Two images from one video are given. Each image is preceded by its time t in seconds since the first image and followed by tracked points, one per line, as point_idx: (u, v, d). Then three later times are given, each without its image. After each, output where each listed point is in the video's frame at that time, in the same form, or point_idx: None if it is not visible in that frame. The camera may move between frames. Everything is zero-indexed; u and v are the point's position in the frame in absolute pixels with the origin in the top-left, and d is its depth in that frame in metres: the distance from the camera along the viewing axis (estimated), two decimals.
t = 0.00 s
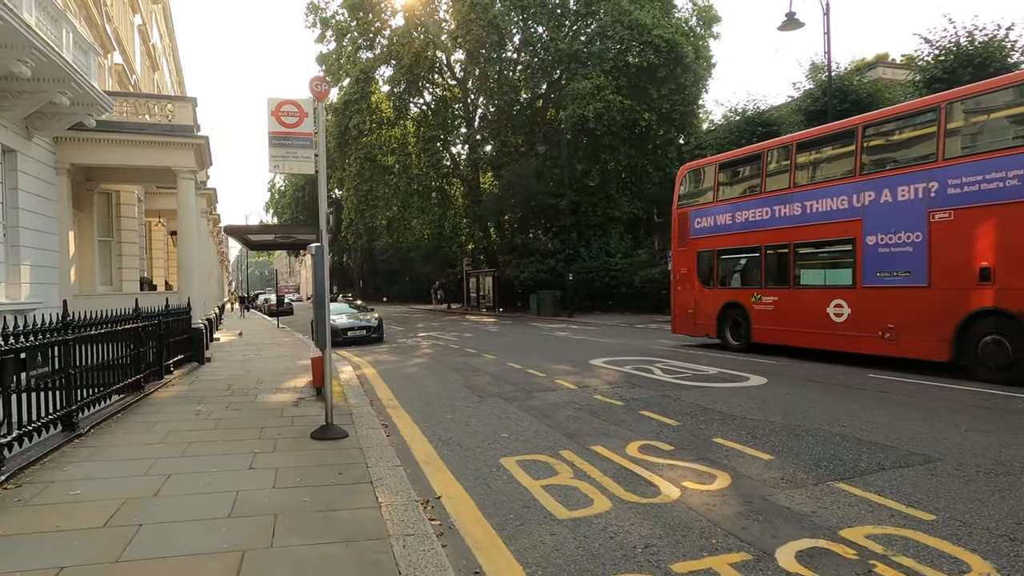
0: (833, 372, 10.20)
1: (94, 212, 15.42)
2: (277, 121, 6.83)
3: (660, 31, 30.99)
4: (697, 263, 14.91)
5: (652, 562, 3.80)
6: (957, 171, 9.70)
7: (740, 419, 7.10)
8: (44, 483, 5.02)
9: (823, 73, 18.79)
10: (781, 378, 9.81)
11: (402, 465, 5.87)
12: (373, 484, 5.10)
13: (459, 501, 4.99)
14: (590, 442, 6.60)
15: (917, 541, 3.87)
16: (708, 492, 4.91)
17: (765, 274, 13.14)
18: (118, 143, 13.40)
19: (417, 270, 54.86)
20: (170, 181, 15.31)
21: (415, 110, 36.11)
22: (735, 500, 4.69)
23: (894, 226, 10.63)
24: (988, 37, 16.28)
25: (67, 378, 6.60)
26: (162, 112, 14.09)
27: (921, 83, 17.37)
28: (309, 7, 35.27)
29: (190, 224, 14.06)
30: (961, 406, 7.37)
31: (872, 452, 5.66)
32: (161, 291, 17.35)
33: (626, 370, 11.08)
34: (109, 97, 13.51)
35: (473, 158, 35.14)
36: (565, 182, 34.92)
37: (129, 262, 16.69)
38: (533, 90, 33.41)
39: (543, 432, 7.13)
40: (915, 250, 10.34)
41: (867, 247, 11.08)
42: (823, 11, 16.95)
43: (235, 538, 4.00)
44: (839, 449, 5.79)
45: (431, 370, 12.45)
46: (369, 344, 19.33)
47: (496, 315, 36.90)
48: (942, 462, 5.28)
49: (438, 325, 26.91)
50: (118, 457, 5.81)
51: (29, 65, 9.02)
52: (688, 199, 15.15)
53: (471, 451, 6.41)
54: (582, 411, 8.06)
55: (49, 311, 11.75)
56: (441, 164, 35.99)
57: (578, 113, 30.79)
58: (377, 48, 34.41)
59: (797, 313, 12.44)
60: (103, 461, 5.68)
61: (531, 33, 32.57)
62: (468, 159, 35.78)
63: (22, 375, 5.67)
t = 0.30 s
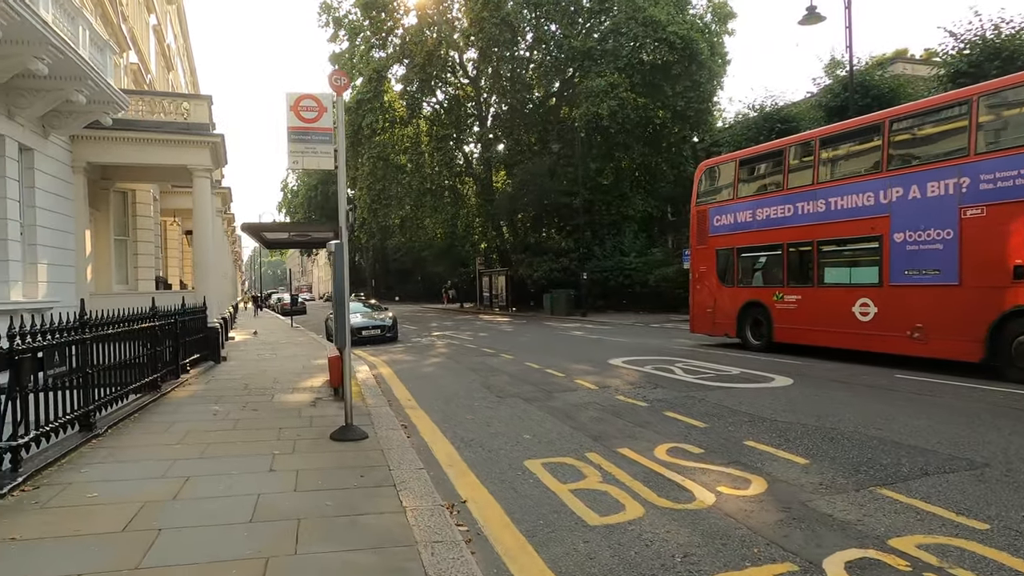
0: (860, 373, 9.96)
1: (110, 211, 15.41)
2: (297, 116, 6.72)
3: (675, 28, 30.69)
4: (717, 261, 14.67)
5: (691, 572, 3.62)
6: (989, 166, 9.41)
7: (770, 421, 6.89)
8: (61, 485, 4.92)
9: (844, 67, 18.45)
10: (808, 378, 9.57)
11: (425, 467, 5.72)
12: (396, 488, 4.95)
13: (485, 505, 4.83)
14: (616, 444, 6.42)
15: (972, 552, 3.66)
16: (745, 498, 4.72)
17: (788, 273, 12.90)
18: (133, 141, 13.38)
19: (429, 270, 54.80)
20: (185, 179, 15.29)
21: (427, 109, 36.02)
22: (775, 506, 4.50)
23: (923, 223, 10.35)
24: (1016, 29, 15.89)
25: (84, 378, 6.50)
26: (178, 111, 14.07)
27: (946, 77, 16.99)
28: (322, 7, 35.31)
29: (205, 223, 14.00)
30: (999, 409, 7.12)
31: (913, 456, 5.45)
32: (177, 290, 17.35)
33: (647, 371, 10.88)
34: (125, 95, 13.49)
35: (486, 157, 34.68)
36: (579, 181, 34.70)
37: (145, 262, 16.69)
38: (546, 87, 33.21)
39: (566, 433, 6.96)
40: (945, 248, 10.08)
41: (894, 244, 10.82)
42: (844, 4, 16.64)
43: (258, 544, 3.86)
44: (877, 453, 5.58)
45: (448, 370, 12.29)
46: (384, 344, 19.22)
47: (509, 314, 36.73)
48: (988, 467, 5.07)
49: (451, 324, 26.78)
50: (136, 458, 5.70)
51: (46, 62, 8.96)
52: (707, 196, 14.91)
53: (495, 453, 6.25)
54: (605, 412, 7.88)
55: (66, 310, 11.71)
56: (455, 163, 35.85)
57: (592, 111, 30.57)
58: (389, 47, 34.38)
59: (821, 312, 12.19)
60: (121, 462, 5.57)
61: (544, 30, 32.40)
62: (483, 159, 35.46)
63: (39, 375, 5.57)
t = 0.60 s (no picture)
0: (888, 375, 9.70)
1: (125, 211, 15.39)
2: (314, 113, 6.57)
3: (689, 25, 30.38)
4: (736, 260, 14.43)
5: None
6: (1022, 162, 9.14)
7: (800, 426, 6.68)
8: (77, 491, 4.80)
9: (865, 63, 18.11)
10: (834, 381, 9.33)
11: (447, 472, 5.56)
12: (419, 495, 4.79)
13: (510, 513, 4.67)
14: (642, 449, 6.24)
15: None
16: (783, 507, 4.53)
17: (809, 272, 12.65)
18: (148, 140, 13.32)
19: (441, 270, 54.70)
20: (199, 179, 15.23)
21: (439, 108, 35.92)
22: (816, 517, 4.30)
23: (952, 221, 10.08)
24: None
25: (99, 379, 6.39)
26: (192, 109, 14.02)
27: (971, 71, 16.63)
28: (333, 7, 35.30)
29: (220, 222, 13.93)
30: None
31: (956, 464, 5.22)
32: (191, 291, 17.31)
33: (667, 372, 10.68)
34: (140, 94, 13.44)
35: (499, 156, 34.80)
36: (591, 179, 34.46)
37: (159, 262, 16.66)
38: (558, 85, 32.98)
39: (590, 438, 6.78)
40: (976, 246, 9.80)
41: (922, 243, 10.55)
42: None
43: (280, 555, 3.71)
44: (916, 460, 5.36)
45: (464, 371, 12.13)
46: (398, 344, 19.11)
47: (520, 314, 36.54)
48: None
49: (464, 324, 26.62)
50: (153, 463, 5.58)
51: (60, 60, 8.87)
52: (725, 195, 14.68)
53: (518, 458, 6.08)
54: (628, 415, 7.69)
55: (81, 311, 11.66)
56: (468, 162, 35.71)
57: (605, 109, 30.33)
58: (401, 46, 34.29)
59: (844, 312, 11.93)
60: (137, 467, 5.45)
61: (556, 28, 32.21)
62: (494, 158, 35.30)
63: (55, 377, 5.47)
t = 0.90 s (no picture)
0: (916, 376, 9.44)
1: (139, 210, 15.37)
2: (331, 108, 6.43)
3: (703, 22, 30.10)
4: (755, 259, 14.18)
5: None
6: None
7: (831, 429, 6.47)
8: (91, 495, 4.68)
9: (886, 57, 17.79)
10: (861, 382, 9.08)
11: (467, 477, 5.40)
12: (441, 501, 4.64)
13: (536, 520, 4.50)
14: (668, 452, 6.05)
15: None
16: (821, 516, 4.33)
17: (831, 271, 12.39)
18: (161, 139, 13.26)
19: (452, 269, 54.62)
20: (212, 178, 15.17)
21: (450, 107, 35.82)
22: (858, 527, 4.10)
23: (981, 218, 9.82)
24: None
25: (113, 380, 6.29)
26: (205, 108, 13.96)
27: (996, 66, 16.28)
28: (345, 7, 35.30)
29: (233, 221, 13.87)
30: None
31: (1000, 470, 5.00)
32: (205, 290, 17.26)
33: (687, 373, 10.47)
34: (153, 93, 13.40)
35: (510, 155, 34.57)
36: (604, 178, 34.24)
37: (173, 261, 16.62)
38: (570, 84, 32.77)
39: (613, 441, 6.60)
40: (1006, 244, 9.54)
41: (949, 240, 10.29)
42: None
43: (298, 564, 3.56)
44: (957, 466, 5.14)
45: (479, 372, 11.97)
46: (411, 344, 18.98)
47: (533, 314, 36.35)
48: None
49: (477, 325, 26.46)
50: (168, 466, 5.46)
51: (74, 57, 8.76)
52: (743, 193, 14.44)
53: (540, 462, 5.91)
54: (651, 417, 7.50)
55: (95, 310, 11.60)
56: (479, 161, 35.58)
57: (618, 107, 30.11)
58: (412, 46, 34.20)
59: (867, 311, 11.68)
60: (152, 470, 5.33)
61: (569, 26, 32.02)
62: (506, 157, 35.15)
63: (69, 377, 5.36)
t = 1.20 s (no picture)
0: (945, 380, 9.12)
1: (150, 210, 15.28)
2: (343, 102, 6.25)
3: (717, 19, 29.80)
4: (773, 259, 13.88)
5: None
6: None
7: (863, 436, 6.20)
8: (95, 504, 4.50)
9: (907, 53, 17.45)
10: (888, 386, 8.78)
11: (485, 486, 5.18)
12: (459, 512, 4.42)
13: (558, 533, 4.27)
14: (693, 460, 5.81)
15: None
16: (863, 530, 4.08)
17: (854, 271, 12.09)
18: (172, 138, 13.15)
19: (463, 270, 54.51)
20: (223, 177, 15.06)
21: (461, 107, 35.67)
22: (904, 543, 3.85)
23: (1012, 217, 9.50)
24: None
25: (121, 383, 6.12)
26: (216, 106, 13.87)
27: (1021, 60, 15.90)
28: (356, 7, 35.25)
29: (244, 221, 13.74)
30: None
31: None
32: (216, 291, 17.16)
33: (707, 376, 10.20)
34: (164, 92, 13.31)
35: (521, 155, 34.33)
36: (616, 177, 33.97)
37: (184, 262, 16.51)
38: (582, 82, 32.56)
39: (634, 446, 6.37)
40: None
41: (978, 240, 9.97)
42: None
43: None
44: (1002, 477, 4.87)
45: (493, 374, 11.75)
46: (422, 345, 18.80)
47: (544, 315, 36.07)
48: None
49: (488, 325, 26.23)
50: (176, 473, 5.27)
51: (82, 54, 8.62)
52: (761, 191, 14.14)
53: (561, 470, 5.68)
54: (672, 422, 7.25)
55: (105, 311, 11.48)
56: (490, 161, 35.38)
57: (631, 106, 29.85)
58: (423, 46, 34.07)
59: (892, 312, 11.37)
60: (159, 478, 5.14)
61: (580, 24, 31.80)
62: (517, 157, 34.97)
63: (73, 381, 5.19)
